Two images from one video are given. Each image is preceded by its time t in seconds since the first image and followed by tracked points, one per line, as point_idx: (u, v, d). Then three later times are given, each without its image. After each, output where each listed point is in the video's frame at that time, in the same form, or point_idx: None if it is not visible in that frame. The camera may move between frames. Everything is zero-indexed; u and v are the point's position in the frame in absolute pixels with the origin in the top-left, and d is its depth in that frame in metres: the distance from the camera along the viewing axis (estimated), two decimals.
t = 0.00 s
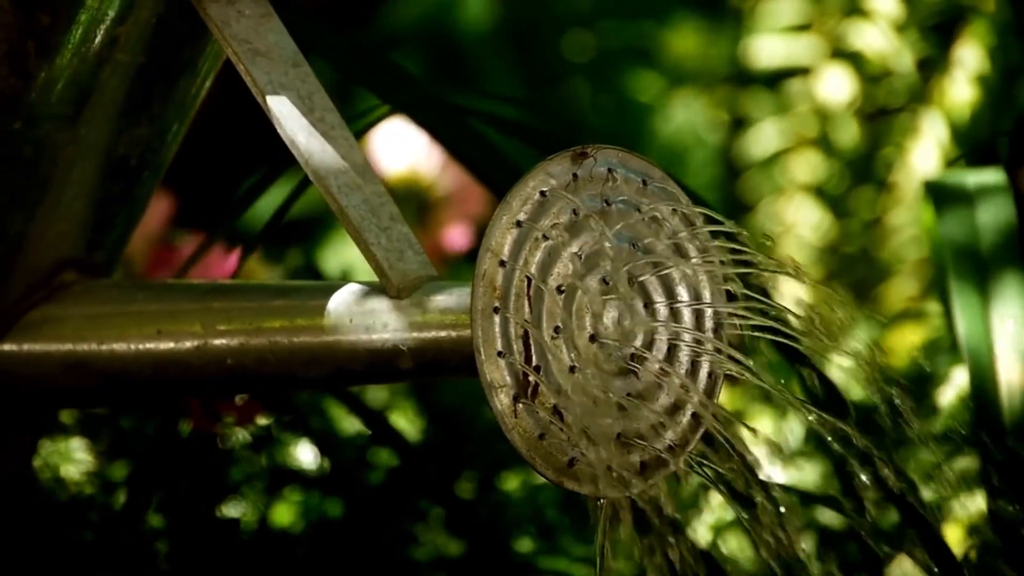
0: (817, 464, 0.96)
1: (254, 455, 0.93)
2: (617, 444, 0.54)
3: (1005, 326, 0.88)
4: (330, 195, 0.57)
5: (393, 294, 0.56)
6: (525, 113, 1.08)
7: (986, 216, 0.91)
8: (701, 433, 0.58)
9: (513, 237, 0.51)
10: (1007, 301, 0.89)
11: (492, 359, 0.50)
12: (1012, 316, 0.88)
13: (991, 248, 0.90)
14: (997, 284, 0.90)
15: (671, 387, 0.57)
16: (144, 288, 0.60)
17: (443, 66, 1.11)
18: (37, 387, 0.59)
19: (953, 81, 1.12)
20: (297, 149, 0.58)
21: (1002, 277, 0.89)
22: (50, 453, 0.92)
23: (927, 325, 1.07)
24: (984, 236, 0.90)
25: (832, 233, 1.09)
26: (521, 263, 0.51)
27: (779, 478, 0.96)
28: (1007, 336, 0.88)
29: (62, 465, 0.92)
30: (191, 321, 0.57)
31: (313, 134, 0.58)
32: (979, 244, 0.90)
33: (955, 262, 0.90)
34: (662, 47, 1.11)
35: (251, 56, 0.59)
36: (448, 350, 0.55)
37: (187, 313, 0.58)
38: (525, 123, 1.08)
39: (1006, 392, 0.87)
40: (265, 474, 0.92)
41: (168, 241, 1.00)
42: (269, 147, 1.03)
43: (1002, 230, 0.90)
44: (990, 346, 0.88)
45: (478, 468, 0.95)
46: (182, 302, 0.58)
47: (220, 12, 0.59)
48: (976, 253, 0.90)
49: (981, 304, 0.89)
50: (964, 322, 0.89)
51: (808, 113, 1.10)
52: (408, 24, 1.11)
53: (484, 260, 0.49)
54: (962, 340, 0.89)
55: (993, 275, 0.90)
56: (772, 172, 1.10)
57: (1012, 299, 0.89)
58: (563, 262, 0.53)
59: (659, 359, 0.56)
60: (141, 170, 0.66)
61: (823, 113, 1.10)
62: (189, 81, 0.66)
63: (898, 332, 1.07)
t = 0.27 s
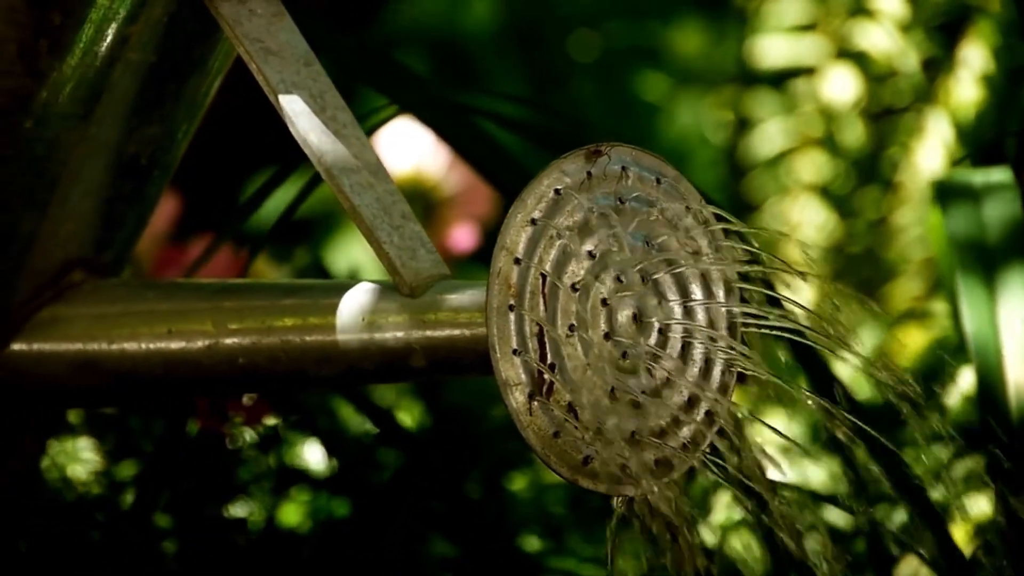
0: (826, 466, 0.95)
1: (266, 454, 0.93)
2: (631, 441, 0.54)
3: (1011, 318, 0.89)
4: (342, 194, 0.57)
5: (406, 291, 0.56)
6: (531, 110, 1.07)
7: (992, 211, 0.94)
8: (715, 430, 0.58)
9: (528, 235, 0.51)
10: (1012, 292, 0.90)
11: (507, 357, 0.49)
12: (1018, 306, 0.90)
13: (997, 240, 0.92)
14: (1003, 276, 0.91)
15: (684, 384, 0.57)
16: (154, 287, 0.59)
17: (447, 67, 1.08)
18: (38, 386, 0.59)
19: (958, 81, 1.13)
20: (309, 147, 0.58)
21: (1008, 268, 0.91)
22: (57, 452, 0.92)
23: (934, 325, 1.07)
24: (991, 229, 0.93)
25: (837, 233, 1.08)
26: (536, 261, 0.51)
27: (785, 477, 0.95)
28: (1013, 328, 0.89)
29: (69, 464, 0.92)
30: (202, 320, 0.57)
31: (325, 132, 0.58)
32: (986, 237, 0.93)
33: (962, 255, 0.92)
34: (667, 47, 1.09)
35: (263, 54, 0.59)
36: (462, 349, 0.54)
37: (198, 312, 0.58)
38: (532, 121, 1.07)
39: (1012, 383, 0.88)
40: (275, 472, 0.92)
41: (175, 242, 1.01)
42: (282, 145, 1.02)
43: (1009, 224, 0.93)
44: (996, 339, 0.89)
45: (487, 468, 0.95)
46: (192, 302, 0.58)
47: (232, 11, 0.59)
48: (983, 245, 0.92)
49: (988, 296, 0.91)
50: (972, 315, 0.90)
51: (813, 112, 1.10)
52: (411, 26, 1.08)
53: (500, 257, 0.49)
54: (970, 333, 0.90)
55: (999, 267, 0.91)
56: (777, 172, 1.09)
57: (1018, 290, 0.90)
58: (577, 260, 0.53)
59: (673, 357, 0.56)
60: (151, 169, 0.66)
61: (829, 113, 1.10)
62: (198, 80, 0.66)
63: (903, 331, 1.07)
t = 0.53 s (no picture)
0: (831, 465, 0.96)
1: (274, 454, 0.92)
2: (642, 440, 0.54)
3: (1016, 309, 0.94)
4: (352, 193, 0.57)
5: (416, 291, 0.56)
6: (536, 111, 1.06)
7: (996, 206, 0.98)
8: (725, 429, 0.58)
9: (539, 233, 0.51)
10: (1016, 285, 0.94)
11: (519, 355, 0.49)
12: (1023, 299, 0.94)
13: (1003, 236, 0.96)
14: (1009, 269, 0.95)
15: (695, 383, 0.57)
16: (163, 287, 0.59)
17: (448, 66, 1.06)
18: (42, 386, 0.59)
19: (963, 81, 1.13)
20: (319, 146, 0.58)
21: (1016, 262, 0.95)
22: (63, 452, 0.91)
23: (940, 325, 1.07)
24: (996, 224, 0.96)
25: (842, 234, 1.08)
26: (547, 260, 0.51)
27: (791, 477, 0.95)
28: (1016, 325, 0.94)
29: (75, 464, 0.91)
30: (212, 318, 0.57)
31: (334, 131, 0.58)
32: (991, 233, 0.96)
33: (968, 251, 0.96)
34: (671, 46, 1.07)
35: (273, 53, 0.59)
36: (472, 347, 0.54)
37: (207, 311, 0.57)
38: (538, 123, 1.06)
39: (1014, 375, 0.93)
40: (284, 468, 0.92)
41: (183, 240, 1.00)
42: (291, 144, 1.02)
43: (1012, 219, 0.97)
44: (1001, 336, 0.93)
45: (492, 470, 0.94)
46: (201, 301, 0.58)
47: (242, 10, 0.59)
48: (989, 240, 0.96)
49: (993, 291, 0.94)
50: (976, 310, 0.94)
51: (819, 112, 1.08)
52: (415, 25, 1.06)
53: (511, 256, 0.49)
54: (976, 328, 0.94)
55: (1006, 262, 0.95)
56: (782, 173, 1.07)
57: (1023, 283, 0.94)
58: (588, 258, 0.53)
59: (683, 356, 0.56)
60: (161, 169, 0.65)
61: (834, 113, 1.09)
62: (208, 79, 0.66)
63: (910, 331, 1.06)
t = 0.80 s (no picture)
0: (836, 465, 0.96)
1: (279, 454, 0.93)
2: (651, 442, 0.54)
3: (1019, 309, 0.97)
4: (362, 195, 0.57)
5: (424, 292, 0.56)
6: (539, 109, 1.06)
7: (1001, 208, 0.99)
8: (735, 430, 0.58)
9: (549, 236, 0.51)
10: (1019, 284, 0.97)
11: (529, 358, 0.49)
12: None
13: (1008, 236, 0.98)
14: (1013, 269, 0.98)
15: (704, 385, 0.57)
16: (170, 287, 0.59)
17: (453, 66, 1.06)
18: (47, 386, 0.59)
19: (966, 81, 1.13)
20: (329, 148, 0.58)
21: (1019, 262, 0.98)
22: (69, 451, 0.92)
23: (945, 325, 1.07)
24: (1002, 224, 0.98)
25: (846, 233, 1.08)
26: (557, 262, 0.51)
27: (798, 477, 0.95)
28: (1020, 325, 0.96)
29: (80, 464, 0.92)
30: (220, 319, 0.57)
31: (343, 132, 0.58)
32: (997, 232, 0.98)
33: (975, 251, 0.98)
34: (675, 46, 1.07)
35: (281, 54, 0.58)
36: (481, 349, 0.54)
37: (216, 312, 0.57)
38: (541, 121, 1.06)
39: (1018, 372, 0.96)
40: (288, 471, 0.93)
41: (187, 240, 1.00)
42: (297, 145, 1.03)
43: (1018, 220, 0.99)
44: (1006, 336, 0.96)
45: (498, 467, 0.94)
46: (209, 302, 0.58)
47: (250, 12, 0.59)
48: (995, 240, 0.98)
49: (999, 292, 0.97)
50: (983, 311, 0.96)
51: (823, 112, 1.08)
52: (420, 22, 1.05)
53: (522, 259, 0.49)
54: (982, 328, 0.96)
55: (1010, 261, 0.98)
56: (786, 173, 1.08)
57: None
58: (598, 260, 0.53)
59: (692, 358, 0.56)
60: (167, 169, 0.66)
61: (839, 113, 1.09)
62: (215, 79, 0.67)
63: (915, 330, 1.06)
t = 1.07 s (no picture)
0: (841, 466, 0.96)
1: (284, 455, 0.93)
2: (661, 444, 0.54)
3: None
4: (370, 197, 0.57)
5: (433, 293, 0.55)
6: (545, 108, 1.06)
7: (1006, 207, 1.02)
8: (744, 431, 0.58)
9: (559, 238, 0.51)
10: None
11: (539, 360, 0.49)
12: None
13: (1012, 237, 1.02)
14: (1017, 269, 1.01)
15: (713, 387, 0.57)
16: (177, 288, 0.59)
17: (458, 66, 1.06)
18: (53, 387, 0.59)
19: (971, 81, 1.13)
20: (337, 149, 0.58)
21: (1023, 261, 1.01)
22: (74, 452, 0.92)
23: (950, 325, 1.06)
24: (1006, 226, 1.02)
25: (850, 233, 1.07)
26: (567, 264, 0.51)
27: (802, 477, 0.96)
28: None
29: (85, 464, 0.93)
30: (228, 320, 0.57)
31: (351, 133, 0.58)
32: (1001, 234, 1.02)
33: (980, 254, 1.02)
34: (680, 46, 1.06)
35: (290, 55, 0.59)
36: (490, 351, 0.54)
37: (223, 313, 0.57)
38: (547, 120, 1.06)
39: None
40: (293, 472, 0.93)
41: (194, 240, 1.00)
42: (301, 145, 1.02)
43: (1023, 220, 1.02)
44: (1011, 335, 1.00)
45: (504, 466, 0.94)
46: (217, 302, 0.58)
47: (258, 13, 0.59)
48: (999, 243, 1.02)
49: (1003, 292, 1.01)
50: (989, 312, 1.01)
51: (827, 112, 1.08)
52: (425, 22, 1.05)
53: (531, 261, 0.49)
54: (989, 329, 1.00)
55: (1014, 262, 1.02)
56: (791, 173, 1.07)
57: None
58: (607, 263, 0.53)
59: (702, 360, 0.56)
60: (175, 169, 0.66)
61: (843, 112, 1.08)
62: (224, 79, 0.66)
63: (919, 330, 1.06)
